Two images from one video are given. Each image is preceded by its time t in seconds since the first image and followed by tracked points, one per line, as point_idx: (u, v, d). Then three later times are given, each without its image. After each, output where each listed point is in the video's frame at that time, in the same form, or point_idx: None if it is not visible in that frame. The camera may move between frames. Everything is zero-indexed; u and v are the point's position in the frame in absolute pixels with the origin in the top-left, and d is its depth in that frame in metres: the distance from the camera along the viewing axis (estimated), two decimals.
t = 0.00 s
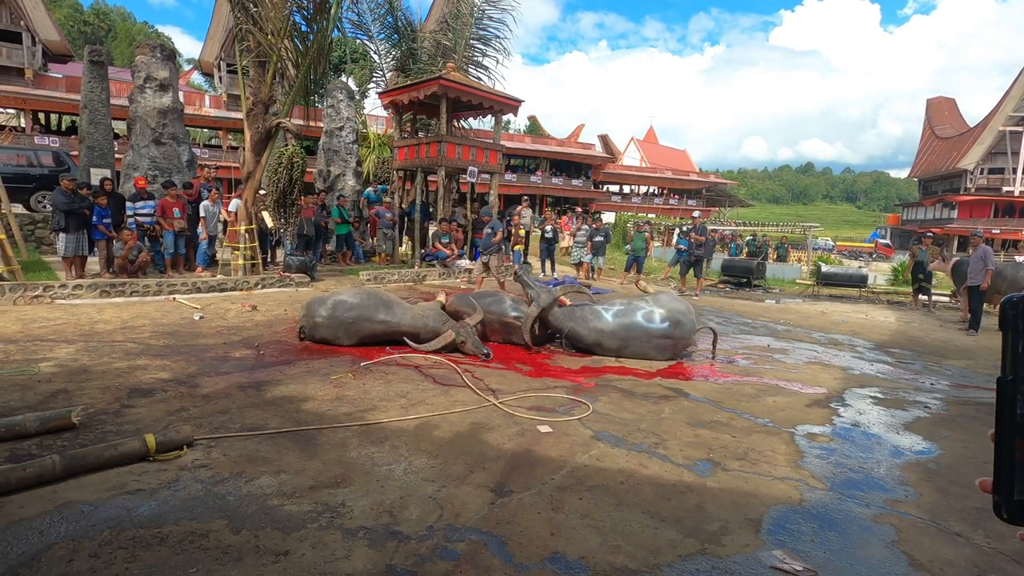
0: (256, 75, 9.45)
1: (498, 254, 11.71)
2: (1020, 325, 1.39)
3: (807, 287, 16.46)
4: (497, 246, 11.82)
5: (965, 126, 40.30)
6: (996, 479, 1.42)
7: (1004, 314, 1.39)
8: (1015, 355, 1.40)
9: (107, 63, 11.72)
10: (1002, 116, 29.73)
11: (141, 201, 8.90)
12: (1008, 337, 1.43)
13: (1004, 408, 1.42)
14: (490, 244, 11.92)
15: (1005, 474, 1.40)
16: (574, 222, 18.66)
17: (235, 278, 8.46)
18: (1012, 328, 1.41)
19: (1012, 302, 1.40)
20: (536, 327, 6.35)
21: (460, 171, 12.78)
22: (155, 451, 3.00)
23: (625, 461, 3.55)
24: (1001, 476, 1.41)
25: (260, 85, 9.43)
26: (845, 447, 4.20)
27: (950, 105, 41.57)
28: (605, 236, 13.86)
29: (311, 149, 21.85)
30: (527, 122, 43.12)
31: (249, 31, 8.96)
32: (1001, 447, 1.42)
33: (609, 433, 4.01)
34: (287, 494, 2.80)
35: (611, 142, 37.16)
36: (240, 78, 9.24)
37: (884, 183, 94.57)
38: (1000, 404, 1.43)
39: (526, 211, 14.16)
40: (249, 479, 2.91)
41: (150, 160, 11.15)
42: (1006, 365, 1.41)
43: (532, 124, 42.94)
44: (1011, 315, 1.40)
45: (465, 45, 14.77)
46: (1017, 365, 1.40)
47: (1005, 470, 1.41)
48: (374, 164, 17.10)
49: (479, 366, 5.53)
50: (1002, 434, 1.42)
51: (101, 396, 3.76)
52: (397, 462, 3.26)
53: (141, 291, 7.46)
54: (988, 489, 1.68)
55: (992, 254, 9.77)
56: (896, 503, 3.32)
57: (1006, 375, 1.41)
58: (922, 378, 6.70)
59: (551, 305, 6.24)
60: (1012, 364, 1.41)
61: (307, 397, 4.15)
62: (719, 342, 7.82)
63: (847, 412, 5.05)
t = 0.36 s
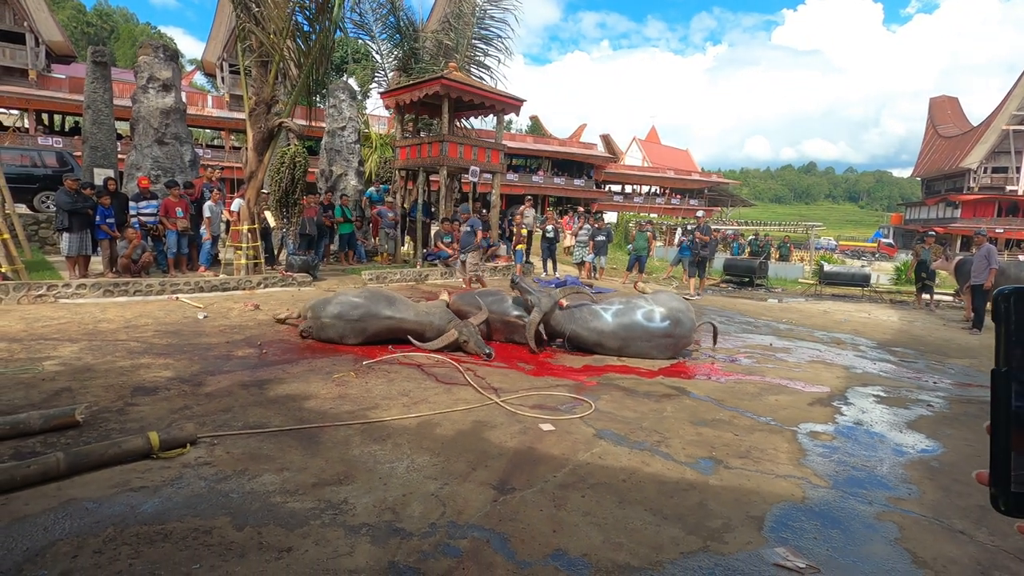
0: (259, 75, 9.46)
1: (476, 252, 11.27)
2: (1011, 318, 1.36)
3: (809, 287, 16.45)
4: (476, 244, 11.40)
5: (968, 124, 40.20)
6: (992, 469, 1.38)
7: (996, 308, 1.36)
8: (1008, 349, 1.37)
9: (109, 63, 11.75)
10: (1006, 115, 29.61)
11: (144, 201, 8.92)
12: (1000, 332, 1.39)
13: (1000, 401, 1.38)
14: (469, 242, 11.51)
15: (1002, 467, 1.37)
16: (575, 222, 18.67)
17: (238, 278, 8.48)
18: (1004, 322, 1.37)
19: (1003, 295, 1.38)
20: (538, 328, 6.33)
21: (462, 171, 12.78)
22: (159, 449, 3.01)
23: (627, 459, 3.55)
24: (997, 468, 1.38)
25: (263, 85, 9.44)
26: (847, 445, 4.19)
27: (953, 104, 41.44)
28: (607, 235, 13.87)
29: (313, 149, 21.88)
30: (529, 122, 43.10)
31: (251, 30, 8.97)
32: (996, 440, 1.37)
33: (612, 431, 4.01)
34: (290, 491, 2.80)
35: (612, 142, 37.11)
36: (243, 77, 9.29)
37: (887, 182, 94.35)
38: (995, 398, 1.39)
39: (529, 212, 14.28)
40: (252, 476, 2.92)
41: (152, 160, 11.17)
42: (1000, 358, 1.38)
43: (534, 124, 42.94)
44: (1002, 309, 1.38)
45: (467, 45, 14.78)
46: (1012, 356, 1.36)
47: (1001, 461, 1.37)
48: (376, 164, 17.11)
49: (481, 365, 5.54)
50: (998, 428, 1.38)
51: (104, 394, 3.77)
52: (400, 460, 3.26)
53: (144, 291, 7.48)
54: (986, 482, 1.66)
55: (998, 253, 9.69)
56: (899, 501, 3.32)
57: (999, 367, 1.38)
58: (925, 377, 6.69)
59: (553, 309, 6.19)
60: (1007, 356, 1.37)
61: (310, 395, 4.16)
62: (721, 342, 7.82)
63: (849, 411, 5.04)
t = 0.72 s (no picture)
0: (261, 76, 9.48)
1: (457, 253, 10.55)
2: (1011, 320, 1.36)
3: (812, 288, 16.41)
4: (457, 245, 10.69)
5: (971, 125, 40.09)
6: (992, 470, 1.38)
7: (996, 310, 1.37)
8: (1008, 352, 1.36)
9: (113, 65, 11.78)
10: (1009, 115, 29.51)
11: (147, 201, 8.94)
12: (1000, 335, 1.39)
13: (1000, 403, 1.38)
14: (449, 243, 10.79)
15: (1003, 469, 1.37)
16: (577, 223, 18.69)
17: (240, 279, 8.49)
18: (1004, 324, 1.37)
19: (1003, 296, 1.37)
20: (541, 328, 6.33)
21: (464, 171, 12.80)
22: (161, 449, 3.02)
23: (628, 460, 3.55)
24: (997, 468, 1.38)
25: (265, 86, 9.46)
26: (849, 446, 4.18)
27: (956, 104, 41.33)
28: (609, 236, 13.88)
29: (315, 150, 21.92)
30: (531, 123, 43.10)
31: (254, 32, 8.99)
32: (995, 442, 1.37)
33: (613, 432, 4.01)
34: (292, 491, 2.81)
35: (614, 143, 37.10)
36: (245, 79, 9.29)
37: (890, 183, 94.14)
38: (995, 399, 1.39)
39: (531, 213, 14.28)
40: (254, 476, 2.93)
41: (155, 161, 11.21)
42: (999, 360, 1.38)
43: (536, 126, 42.96)
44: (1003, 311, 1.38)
45: (469, 46, 14.79)
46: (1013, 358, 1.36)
47: (1002, 463, 1.37)
48: (378, 165, 17.13)
49: (483, 365, 5.54)
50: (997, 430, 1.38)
51: (107, 394, 3.79)
52: (401, 460, 3.27)
53: (147, 292, 7.49)
54: (985, 486, 1.65)
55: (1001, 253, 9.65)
56: (901, 502, 3.31)
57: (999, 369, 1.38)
58: (927, 378, 6.68)
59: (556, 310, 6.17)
60: (1007, 359, 1.37)
61: (312, 395, 4.17)
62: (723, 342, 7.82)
63: (851, 412, 5.03)
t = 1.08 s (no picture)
0: (265, 79, 9.52)
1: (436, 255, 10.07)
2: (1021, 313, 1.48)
3: (815, 290, 16.40)
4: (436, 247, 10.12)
5: (973, 128, 40.03)
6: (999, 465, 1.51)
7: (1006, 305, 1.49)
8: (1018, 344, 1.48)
9: (118, 68, 11.83)
10: (1012, 118, 29.48)
11: (152, 203, 8.96)
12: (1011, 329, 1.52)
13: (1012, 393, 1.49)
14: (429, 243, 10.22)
15: (1010, 463, 1.49)
16: (579, 225, 18.71)
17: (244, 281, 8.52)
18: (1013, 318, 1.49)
19: (1014, 292, 1.49)
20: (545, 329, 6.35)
21: (467, 174, 12.83)
22: (167, 449, 3.04)
23: (631, 461, 3.56)
24: (1005, 462, 1.50)
25: (268, 90, 9.50)
26: (853, 448, 4.18)
27: (959, 107, 41.28)
28: (611, 239, 13.90)
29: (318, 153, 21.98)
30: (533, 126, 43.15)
31: (258, 35, 9.04)
32: (1005, 435, 1.48)
33: (615, 434, 4.01)
34: (297, 491, 2.83)
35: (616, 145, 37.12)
36: (249, 82, 9.35)
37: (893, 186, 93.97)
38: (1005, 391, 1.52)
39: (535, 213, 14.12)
40: (258, 477, 2.95)
41: (160, 163, 11.26)
42: (1009, 354, 1.50)
43: (539, 128, 43.01)
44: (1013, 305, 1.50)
45: (471, 49, 14.82)
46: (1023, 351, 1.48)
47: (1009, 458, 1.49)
48: (381, 167, 17.17)
49: (486, 367, 5.55)
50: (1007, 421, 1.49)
51: (112, 395, 3.81)
52: (405, 460, 3.29)
53: (151, 293, 7.53)
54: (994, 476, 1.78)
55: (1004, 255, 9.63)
56: (904, 504, 3.32)
57: (1009, 363, 1.50)
58: (930, 380, 6.67)
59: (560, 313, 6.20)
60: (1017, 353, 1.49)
61: (315, 396, 4.19)
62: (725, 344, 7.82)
63: (854, 414, 5.02)
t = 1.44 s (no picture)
0: (269, 80, 9.51)
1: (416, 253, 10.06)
2: None
3: (818, 291, 16.35)
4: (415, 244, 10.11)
5: (977, 128, 39.91)
6: None
7: None
8: None
9: (122, 69, 11.87)
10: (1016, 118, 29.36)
11: (156, 203, 8.99)
12: None
13: None
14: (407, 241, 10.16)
15: None
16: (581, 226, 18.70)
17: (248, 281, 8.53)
18: None
19: None
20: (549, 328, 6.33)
21: (469, 174, 12.84)
22: (172, 446, 3.04)
23: (637, 459, 3.55)
24: None
25: (272, 90, 9.48)
26: (858, 447, 4.17)
27: (963, 107, 41.16)
28: (613, 239, 13.88)
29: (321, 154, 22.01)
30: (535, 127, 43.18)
31: (262, 36, 9.03)
32: None
33: (620, 432, 4.00)
34: (302, 488, 2.83)
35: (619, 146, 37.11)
36: (253, 82, 9.34)
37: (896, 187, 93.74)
38: None
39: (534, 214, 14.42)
40: (264, 474, 2.95)
41: (164, 163, 11.29)
42: None
43: (541, 129, 43.01)
44: None
45: (474, 49, 14.82)
46: None
47: None
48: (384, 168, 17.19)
49: (490, 366, 5.55)
50: None
51: (118, 393, 3.81)
52: (409, 458, 3.28)
53: (155, 293, 7.54)
54: None
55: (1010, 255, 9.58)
56: (911, 502, 3.30)
57: None
58: (935, 380, 6.64)
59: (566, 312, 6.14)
60: None
61: (320, 395, 4.19)
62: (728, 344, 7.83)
63: (860, 414, 5.00)
